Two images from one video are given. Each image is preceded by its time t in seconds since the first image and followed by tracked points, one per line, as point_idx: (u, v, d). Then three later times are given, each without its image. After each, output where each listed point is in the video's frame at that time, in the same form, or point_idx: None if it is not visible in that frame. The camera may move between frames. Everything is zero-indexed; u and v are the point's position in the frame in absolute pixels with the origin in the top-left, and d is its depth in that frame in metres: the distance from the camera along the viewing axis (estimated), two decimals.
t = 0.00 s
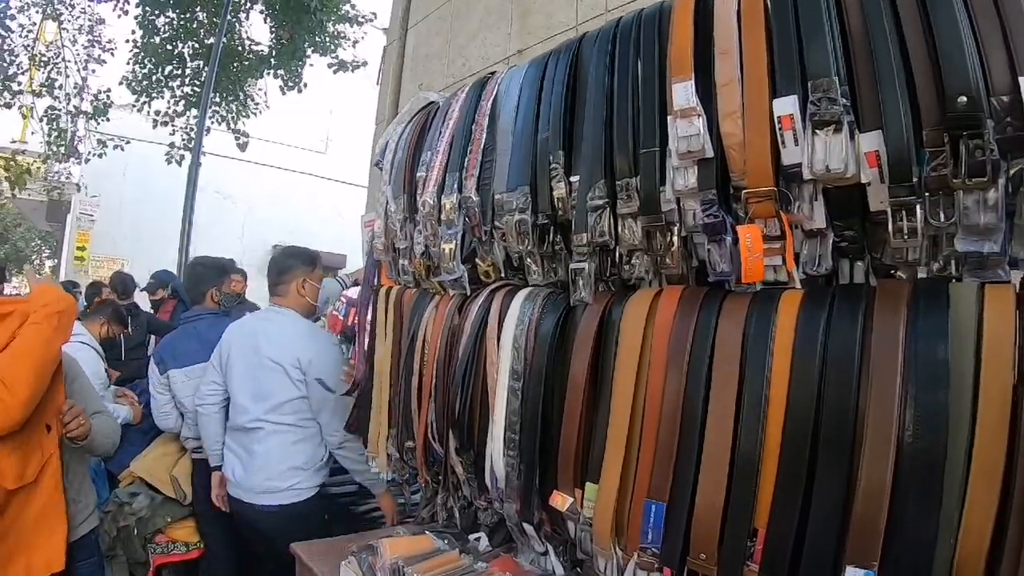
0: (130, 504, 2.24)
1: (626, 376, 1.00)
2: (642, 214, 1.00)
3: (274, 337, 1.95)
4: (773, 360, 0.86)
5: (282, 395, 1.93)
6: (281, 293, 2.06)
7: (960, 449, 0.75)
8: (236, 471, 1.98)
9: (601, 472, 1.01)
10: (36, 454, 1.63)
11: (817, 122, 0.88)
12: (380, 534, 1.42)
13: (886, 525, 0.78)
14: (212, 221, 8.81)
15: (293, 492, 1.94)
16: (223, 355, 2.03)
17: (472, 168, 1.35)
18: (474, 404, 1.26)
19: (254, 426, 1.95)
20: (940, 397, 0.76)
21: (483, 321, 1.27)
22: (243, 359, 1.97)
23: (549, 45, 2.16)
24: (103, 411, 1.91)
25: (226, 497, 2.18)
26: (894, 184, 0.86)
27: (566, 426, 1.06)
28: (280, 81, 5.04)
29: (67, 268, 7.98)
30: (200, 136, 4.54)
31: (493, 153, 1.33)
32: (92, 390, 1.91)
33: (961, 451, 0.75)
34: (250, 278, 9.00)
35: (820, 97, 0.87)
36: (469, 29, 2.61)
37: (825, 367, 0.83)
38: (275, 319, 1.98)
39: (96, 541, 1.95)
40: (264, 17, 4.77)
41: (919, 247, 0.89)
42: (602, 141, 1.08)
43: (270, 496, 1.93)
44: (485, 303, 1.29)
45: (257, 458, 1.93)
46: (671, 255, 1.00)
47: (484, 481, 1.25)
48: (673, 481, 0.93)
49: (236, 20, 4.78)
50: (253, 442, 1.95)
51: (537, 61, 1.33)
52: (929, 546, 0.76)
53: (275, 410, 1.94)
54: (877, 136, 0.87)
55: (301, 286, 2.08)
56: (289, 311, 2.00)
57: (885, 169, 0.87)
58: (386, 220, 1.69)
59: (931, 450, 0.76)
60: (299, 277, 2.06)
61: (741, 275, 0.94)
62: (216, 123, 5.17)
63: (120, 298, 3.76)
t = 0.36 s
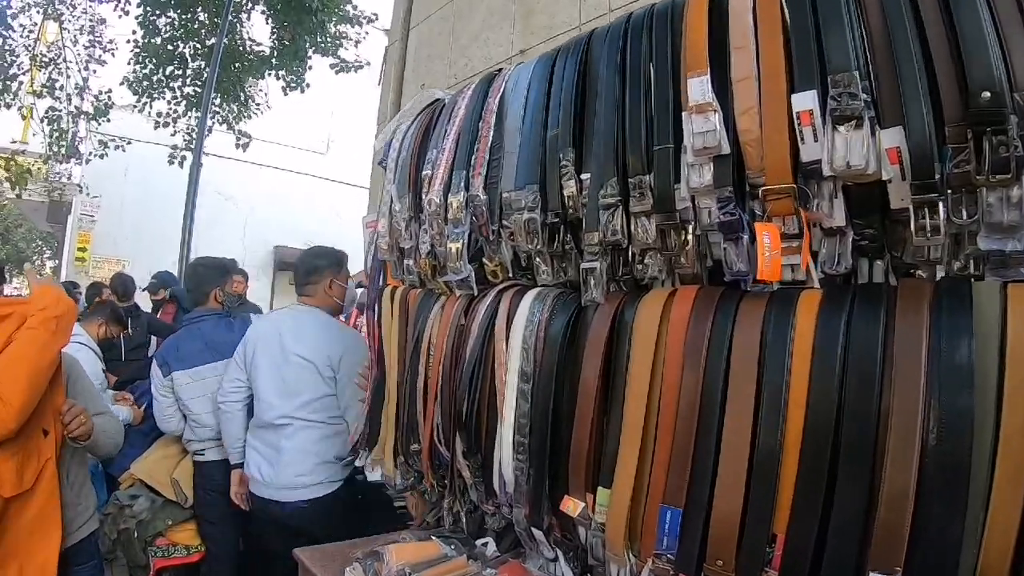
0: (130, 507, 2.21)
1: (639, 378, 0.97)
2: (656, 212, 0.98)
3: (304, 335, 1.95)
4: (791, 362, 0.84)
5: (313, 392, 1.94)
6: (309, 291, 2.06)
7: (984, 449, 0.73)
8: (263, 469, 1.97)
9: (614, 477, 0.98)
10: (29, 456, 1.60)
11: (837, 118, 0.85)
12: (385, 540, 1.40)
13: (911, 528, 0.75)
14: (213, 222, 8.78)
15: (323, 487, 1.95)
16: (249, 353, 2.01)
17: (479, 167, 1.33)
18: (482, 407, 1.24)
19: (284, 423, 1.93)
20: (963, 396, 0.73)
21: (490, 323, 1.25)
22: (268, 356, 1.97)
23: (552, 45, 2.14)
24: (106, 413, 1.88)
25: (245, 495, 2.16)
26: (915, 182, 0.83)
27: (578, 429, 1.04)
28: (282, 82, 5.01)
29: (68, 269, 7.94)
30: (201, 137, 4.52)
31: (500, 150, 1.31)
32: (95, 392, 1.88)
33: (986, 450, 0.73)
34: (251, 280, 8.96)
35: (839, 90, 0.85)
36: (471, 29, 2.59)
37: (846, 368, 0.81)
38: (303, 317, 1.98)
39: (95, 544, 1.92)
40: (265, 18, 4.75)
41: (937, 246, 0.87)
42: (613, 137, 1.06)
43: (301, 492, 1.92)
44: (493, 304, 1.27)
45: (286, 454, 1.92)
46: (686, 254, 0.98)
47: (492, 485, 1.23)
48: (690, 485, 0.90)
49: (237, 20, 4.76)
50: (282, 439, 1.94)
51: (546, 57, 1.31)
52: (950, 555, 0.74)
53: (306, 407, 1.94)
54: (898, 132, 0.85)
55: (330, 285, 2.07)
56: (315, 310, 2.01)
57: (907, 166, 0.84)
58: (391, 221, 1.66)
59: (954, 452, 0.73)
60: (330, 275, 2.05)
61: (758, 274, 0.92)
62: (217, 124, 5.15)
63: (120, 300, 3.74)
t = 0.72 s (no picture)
0: (130, 509, 2.19)
1: (655, 377, 0.95)
2: (672, 208, 0.96)
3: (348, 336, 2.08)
4: (814, 360, 0.82)
5: (352, 390, 2.05)
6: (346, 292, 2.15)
7: (1013, 449, 0.70)
8: (297, 464, 2.03)
9: (629, 479, 0.96)
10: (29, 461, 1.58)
11: (861, 110, 0.83)
12: (392, 545, 1.37)
13: (939, 531, 0.73)
14: (213, 222, 8.75)
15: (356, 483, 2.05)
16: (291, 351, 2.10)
17: (488, 162, 1.30)
18: (491, 406, 1.22)
19: (322, 419, 2.02)
20: (992, 394, 0.71)
21: (499, 322, 1.23)
22: (309, 352, 2.06)
23: (555, 43, 2.12)
24: (105, 416, 1.85)
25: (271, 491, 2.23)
26: (940, 175, 0.81)
27: (593, 431, 1.02)
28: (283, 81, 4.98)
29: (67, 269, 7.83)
30: (200, 136, 4.50)
31: (510, 145, 1.29)
32: (94, 393, 1.86)
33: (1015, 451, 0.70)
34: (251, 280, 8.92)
35: (863, 81, 0.83)
36: (472, 28, 2.57)
37: (871, 366, 0.79)
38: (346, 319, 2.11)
39: (93, 546, 1.90)
40: (265, 17, 4.72)
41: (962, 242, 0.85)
42: (628, 132, 1.04)
43: (338, 487, 2.01)
44: (502, 303, 1.24)
45: (324, 449, 2.01)
46: (704, 249, 0.96)
47: (501, 487, 1.20)
48: (709, 487, 0.88)
49: (236, 19, 4.73)
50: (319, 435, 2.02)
51: (555, 50, 1.28)
52: (980, 560, 0.71)
53: (344, 404, 2.04)
54: (922, 125, 0.83)
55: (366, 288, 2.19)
56: (356, 313, 2.14)
57: (932, 160, 0.82)
58: (395, 219, 1.64)
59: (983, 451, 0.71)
60: (365, 277, 2.15)
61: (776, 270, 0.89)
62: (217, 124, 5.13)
63: (119, 300, 3.71)
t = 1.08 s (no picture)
0: (129, 511, 2.16)
1: (674, 375, 0.93)
2: (690, 201, 0.94)
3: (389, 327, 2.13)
4: (839, 357, 0.80)
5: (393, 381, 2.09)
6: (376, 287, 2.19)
7: None
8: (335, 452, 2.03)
9: (648, 480, 0.94)
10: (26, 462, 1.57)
11: (886, 101, 0.81)
12: (400, 548, 1.35)
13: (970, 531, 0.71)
14: (211, 221, 8.71)
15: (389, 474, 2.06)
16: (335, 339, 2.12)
17: (496, 156, 1.28)
18: (501, 405, 1.20)
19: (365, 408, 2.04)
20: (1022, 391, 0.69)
21: (509, 319, 1.21)
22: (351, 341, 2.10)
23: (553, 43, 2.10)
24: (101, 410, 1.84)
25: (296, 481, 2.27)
26: (966, 166, 0.79)
27: (609, 430, 1.00)
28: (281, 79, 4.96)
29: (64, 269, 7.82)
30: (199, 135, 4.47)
31: (519, 139, 1.26)
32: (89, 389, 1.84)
33: None
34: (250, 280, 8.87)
35: (887, 71, 0.81)
36: (471, 27, 2.55)
37: (897, 363, 0.77)
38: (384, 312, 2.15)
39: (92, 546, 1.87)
40: (263, 16, 4.69)
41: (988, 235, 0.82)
42: (643, 125, 1.02)
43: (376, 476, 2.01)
44: (512, 300, 1.22)
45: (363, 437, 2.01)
46: (723, 243, 0.94)
47: (511, 488, 1.18)
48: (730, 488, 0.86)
49: (234, 18, 4.69)
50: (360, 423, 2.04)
51: (565, 43, 1.26)
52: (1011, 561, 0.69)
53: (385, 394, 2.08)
54: (948, 116, 0.81)
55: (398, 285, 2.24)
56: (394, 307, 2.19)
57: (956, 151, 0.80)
58: (400, 215, 1.62)
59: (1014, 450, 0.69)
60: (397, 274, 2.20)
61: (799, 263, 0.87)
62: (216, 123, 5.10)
63: (117, 300, 3.68)
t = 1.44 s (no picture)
0: (126, 513, 2.14)
1: (691, 373, 0.91)
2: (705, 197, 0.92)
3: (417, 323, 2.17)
4: (861, 354, 0.78)
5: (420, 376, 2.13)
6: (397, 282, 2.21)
7: None
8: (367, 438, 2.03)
9: (664, 482, 0.92)
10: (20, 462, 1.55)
11: (909, 93, 0.79)
12: (406, 553, 1.33)
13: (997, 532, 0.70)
14: (209, 220, 8.68)
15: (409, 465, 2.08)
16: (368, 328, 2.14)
17: (504, 151, 1.26)
18: (509, 403, 1.18)
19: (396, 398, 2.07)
20: None
21: (518, 317, 1.19)
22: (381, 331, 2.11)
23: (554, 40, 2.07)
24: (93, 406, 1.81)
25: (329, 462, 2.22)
26: (989, 160, 0.77)
27: (623, 430, 0.98)
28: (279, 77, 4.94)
29: (61, 268, 7.80)
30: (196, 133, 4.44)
31: (528, 133, 1.25)
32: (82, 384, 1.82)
33: None
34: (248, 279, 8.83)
35: (909, 63, 0.79)
36: (471, 24, 2.52)
37: (922, 361, 0.75)
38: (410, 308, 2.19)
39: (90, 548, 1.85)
40: (261, 14, 4.66)
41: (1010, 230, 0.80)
42: (657, 119, 1.00)
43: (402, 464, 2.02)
44: (522, 296, 1.20)
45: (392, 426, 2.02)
46: (739, 238, 0.92)
47: (520, 490, 1.17)
48: (750, 490, 0.84)
49: (232, 15, 4.66)
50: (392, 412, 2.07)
51: (574, 37, 1.24)
52: None
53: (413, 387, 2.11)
54: (970, 111, 0.79)
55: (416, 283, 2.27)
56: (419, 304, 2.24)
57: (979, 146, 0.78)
58: (403, 212, 1.59)
59: None
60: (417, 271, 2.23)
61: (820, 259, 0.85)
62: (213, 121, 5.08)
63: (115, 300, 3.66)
